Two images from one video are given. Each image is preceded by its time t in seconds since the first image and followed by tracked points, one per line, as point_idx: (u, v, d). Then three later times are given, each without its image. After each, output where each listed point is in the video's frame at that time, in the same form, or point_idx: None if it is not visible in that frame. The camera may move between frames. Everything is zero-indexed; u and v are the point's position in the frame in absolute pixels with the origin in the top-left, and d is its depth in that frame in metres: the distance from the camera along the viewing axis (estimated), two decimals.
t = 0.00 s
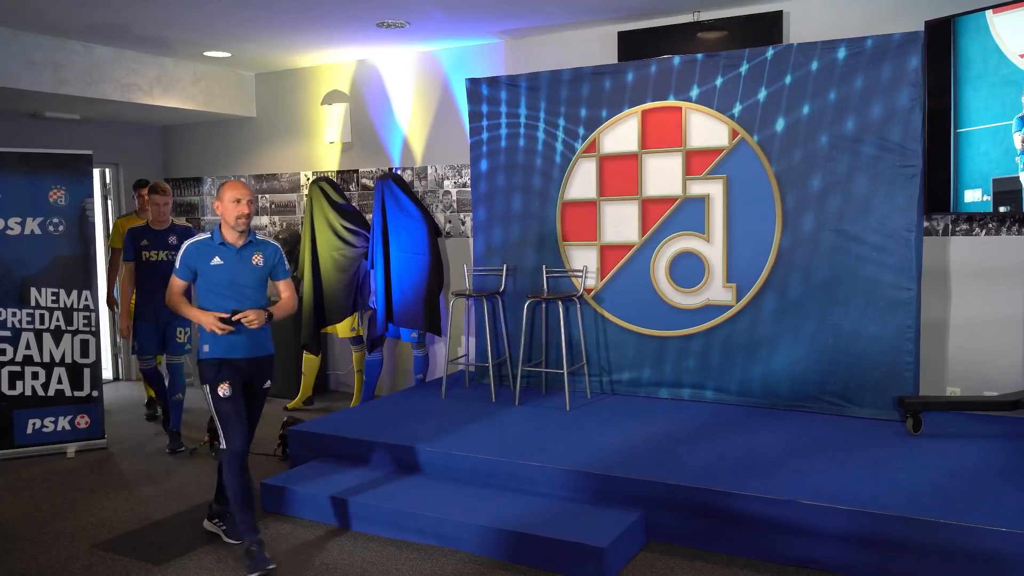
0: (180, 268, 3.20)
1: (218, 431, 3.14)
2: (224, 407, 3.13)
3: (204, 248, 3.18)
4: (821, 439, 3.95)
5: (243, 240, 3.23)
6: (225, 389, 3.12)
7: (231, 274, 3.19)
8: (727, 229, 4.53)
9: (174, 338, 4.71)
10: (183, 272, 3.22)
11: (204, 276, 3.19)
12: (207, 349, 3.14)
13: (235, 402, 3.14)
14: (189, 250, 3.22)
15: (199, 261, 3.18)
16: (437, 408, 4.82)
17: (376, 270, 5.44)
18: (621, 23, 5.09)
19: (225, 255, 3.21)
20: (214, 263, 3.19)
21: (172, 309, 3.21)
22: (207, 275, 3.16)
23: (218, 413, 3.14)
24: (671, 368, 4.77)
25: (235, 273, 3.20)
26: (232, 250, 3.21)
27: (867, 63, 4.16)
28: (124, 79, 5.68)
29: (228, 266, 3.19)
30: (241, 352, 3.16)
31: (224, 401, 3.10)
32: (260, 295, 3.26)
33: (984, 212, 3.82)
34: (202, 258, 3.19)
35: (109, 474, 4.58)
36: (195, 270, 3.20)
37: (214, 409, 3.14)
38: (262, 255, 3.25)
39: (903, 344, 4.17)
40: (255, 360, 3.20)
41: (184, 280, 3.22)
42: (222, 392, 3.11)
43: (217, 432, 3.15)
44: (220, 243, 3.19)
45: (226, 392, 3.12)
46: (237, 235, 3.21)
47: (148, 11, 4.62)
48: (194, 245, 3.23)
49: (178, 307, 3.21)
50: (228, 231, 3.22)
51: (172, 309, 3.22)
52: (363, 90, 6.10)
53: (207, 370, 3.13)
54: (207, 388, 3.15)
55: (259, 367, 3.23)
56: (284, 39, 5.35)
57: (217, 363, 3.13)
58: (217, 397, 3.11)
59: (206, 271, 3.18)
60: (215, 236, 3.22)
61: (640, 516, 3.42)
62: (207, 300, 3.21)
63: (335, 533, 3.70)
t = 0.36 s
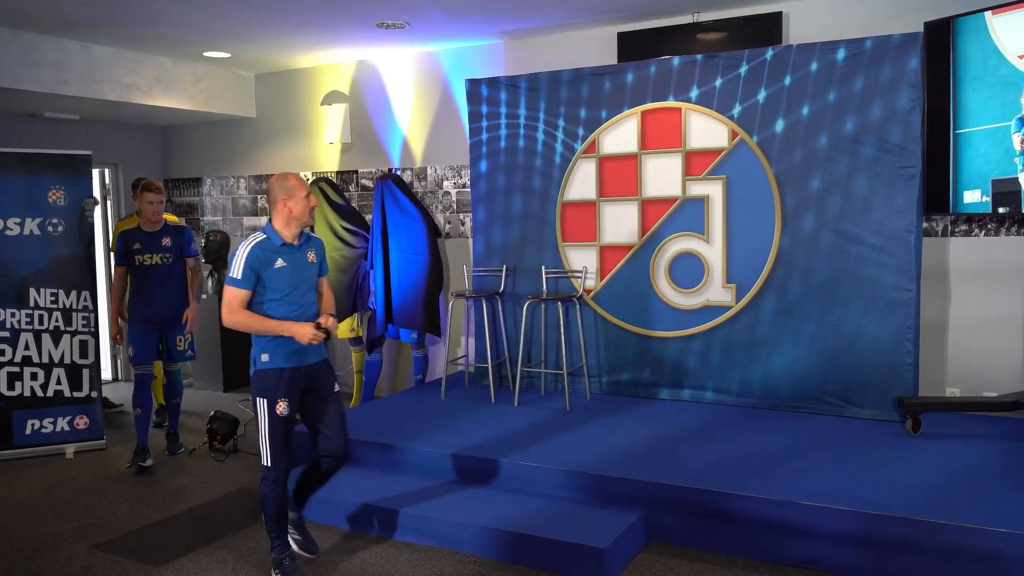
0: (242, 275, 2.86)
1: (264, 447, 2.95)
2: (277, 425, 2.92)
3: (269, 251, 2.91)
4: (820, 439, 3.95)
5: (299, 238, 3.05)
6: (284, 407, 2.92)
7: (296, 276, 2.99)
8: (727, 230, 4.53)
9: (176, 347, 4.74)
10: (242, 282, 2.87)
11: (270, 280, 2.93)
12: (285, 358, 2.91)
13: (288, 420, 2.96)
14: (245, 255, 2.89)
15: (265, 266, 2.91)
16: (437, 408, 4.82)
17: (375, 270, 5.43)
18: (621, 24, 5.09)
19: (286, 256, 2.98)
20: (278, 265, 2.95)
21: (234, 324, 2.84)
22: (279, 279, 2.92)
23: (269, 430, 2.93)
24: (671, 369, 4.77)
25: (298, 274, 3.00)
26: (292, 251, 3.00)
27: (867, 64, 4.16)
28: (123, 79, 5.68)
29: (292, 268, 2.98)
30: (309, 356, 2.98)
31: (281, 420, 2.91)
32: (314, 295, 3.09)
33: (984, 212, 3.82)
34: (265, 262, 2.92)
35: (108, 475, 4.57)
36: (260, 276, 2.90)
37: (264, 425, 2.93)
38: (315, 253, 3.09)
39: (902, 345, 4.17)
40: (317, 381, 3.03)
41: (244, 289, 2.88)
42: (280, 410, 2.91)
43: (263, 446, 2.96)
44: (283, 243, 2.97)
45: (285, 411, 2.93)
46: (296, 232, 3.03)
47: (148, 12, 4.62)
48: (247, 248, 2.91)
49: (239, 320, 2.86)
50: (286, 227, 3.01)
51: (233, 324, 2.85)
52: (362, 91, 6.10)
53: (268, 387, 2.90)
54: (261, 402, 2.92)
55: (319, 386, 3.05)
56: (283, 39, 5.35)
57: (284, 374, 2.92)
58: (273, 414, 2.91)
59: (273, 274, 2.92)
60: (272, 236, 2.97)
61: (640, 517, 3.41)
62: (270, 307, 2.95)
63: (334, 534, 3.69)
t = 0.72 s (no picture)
0: (343, 286, 2.60)
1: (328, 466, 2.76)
2: (347, 451, 2.73)
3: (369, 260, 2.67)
4: (817, 440, 3.95)
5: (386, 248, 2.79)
6: (361, 433, 2.71)
7: (387, 290, 2.75)
8: (725, 231, 4.54)
9: (176, 352, 4.43)
10: (341, 291, 2.61)
11: (366, 291, 2.68)
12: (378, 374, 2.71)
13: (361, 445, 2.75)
14: (343, 263, 2.63)
15: (364, 275, 2.66)
16: (434, 410, 4.81)
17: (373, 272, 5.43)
18: (619, 26, 5.10)
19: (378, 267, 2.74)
20: (373, 275, 2.71)
21: (335, 338, 2.59)
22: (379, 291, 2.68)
23: (339, 453, 2.73)
24: (669, 370, 4.77)
25: (389, 287, 2.76)
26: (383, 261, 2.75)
27: (864, 65, 4.16)
28: (120, 81, 5.67)
29: (385, 279, 2.75)
30: (398, 375, 2.77)
31: (353, 450, 2.71)
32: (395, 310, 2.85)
33: (980, 214, 3.88)
34: (362, 272, 2.67)
35: (105, 477, 4.56)
36: (358, 286, 2.65)
37: (337, 447, 2.74)
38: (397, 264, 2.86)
39: (900, 346, 4.18)
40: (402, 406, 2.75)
41: (344, 300, 2.62)
42: (357, 436, 2.71)
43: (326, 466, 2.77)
44: (377, 251, 2.72)
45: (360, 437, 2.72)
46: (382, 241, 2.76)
47: (145, 13, 4.62)
48: (343, 256, 2.65)
49: (338, 334, 2.60)
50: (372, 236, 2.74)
51: (334, 338, 2.59)
52: (360, 92, 6.10)
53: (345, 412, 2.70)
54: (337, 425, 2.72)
55: (402, 409, 2.77)
56: (281, 41, 5.34)
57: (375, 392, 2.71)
58: (348, 438, 2.71)
59: (370, 286, 2.67)
60: (364, 244, 2.71)
61: (637, 518, 3.41)
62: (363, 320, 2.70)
63: (331, 536, 3.69)
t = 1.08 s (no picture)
0: (421, 283, 2.55)
1: (475, 477, 2.53)
2: (481, 446, 2.51)
3: (453, 258, 2.57)
4: (814, 440, 3.96)
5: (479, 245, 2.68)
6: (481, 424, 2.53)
7: (474, 289, 2.63)
8: (721, 232, 4.54)
9: (177, 360, 4.18)
10: (417, 288, 2.55)
11: (449, 290, 2.59)
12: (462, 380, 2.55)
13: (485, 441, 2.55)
14: (426, 260, 2.57)
15: (446, 273, 2.57)
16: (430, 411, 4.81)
17: (369, 272, 5.42)
18: (615, 27, 5.10)
19: (468, 265, 2.63)
20: (459, 273, 2.61)
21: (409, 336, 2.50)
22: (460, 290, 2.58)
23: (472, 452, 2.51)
24: (665, 371, 4.77)
25: (478, 287, 2.64)
26: (472, 259, 2.65)
27: (860, 66, 4.17)
28: (116, 81, 5.66)
29: (474, 278, 2.63)
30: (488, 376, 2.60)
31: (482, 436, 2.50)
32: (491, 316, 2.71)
33: (976, 215, 3.91)
34: (447, 269, 2.58)
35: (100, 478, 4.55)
36: (438, 283, 2.57)
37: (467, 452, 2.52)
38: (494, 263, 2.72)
39: (896, 346, 4.18)
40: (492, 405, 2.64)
41: (420, 298, 2.55)
42: (480, 428, 2.52)
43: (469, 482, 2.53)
44: (466, 249, 2.63)
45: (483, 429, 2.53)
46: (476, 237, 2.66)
47: (141, 13, 4.61)
48: (426, 252, 2.58)
49: (410, 331, 2.52)
50: (466, 233, 2.65)
51: (406, 334, 2.51)
52: (356, 93, 6.10)
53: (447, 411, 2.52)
54: (455, 426, 2.52)
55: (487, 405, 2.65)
56: (278, 41, 5.34)
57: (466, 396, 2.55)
58: (473, 435, 2.51)
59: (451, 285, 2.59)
60: (454, 241, 2.62)
61: (634, 519, 3.42)
62: (442, 320, 2.61)
63: (328, 537, 3.68)
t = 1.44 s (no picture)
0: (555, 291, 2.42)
1: (565, 493, 2.48)
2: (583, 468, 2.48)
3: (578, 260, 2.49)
4: (805, 440, 3.97)
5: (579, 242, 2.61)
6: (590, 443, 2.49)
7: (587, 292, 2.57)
8: (713, 233, 4.55)
9: (189, 367, 3.94)
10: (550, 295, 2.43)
11: (575, 295, 2.51)
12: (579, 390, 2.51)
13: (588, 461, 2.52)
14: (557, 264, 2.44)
15: (573, 276, 2.48)
16: (422, 412, 4.80)
17: (361, 273, 5.42)
18: (607, 28, 5.11)
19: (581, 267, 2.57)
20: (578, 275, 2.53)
21: (544, 348, 2.39)
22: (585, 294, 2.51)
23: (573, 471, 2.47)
24: (657, 372, 4.78)
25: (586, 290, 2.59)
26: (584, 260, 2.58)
27: (850, 67, 4.19)
28: (106, 81, 5.64)
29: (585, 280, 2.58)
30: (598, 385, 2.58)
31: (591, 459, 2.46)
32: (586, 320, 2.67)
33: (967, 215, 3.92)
34: (572, 273, 2.49)
35: (90, 480, 4.52)
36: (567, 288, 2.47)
37: (569, 467, 2.46)
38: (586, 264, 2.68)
39: (886, 346, 4.20)
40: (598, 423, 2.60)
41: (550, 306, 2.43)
42: (588, 447, 2.49)
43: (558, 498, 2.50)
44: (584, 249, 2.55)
45: (591, 448, 2.50)
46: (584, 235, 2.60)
47: (132, 13, 4.60)
48: (552, 255, 2.46)
49: (543, 342, 2.40)
50: (581, 228, 2.57)
51: (537, 348, 2.39)
52: (348, 93, 6.09)
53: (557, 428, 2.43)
54: (567, 441, 2.46)
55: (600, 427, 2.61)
56: (269, 42, 5.33)
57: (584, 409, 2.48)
58: (580, 452, 2.47)
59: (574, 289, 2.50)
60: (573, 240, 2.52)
61: (626, 520, 3.42)
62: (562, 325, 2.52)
63: (320, 538, 3.67)
